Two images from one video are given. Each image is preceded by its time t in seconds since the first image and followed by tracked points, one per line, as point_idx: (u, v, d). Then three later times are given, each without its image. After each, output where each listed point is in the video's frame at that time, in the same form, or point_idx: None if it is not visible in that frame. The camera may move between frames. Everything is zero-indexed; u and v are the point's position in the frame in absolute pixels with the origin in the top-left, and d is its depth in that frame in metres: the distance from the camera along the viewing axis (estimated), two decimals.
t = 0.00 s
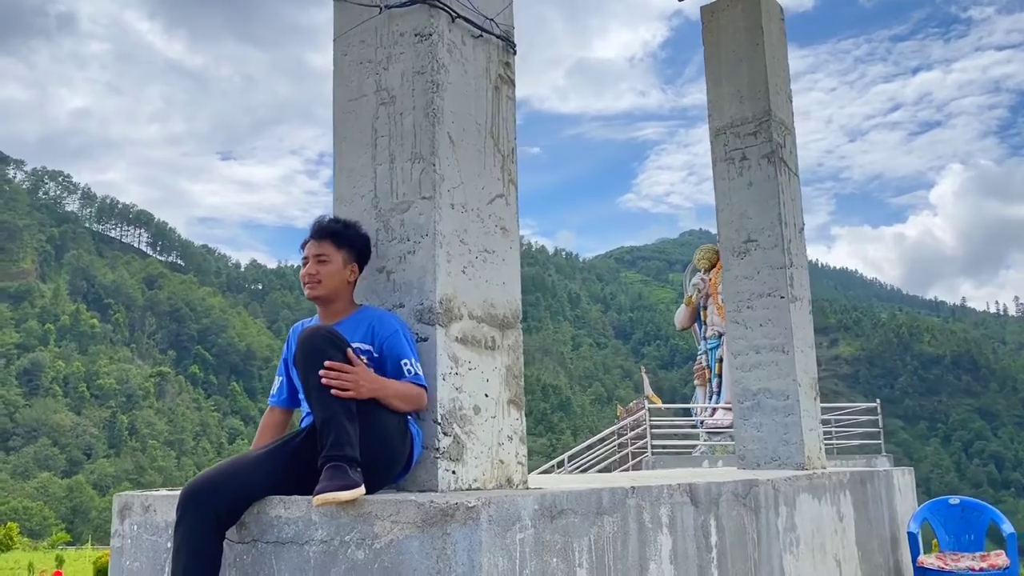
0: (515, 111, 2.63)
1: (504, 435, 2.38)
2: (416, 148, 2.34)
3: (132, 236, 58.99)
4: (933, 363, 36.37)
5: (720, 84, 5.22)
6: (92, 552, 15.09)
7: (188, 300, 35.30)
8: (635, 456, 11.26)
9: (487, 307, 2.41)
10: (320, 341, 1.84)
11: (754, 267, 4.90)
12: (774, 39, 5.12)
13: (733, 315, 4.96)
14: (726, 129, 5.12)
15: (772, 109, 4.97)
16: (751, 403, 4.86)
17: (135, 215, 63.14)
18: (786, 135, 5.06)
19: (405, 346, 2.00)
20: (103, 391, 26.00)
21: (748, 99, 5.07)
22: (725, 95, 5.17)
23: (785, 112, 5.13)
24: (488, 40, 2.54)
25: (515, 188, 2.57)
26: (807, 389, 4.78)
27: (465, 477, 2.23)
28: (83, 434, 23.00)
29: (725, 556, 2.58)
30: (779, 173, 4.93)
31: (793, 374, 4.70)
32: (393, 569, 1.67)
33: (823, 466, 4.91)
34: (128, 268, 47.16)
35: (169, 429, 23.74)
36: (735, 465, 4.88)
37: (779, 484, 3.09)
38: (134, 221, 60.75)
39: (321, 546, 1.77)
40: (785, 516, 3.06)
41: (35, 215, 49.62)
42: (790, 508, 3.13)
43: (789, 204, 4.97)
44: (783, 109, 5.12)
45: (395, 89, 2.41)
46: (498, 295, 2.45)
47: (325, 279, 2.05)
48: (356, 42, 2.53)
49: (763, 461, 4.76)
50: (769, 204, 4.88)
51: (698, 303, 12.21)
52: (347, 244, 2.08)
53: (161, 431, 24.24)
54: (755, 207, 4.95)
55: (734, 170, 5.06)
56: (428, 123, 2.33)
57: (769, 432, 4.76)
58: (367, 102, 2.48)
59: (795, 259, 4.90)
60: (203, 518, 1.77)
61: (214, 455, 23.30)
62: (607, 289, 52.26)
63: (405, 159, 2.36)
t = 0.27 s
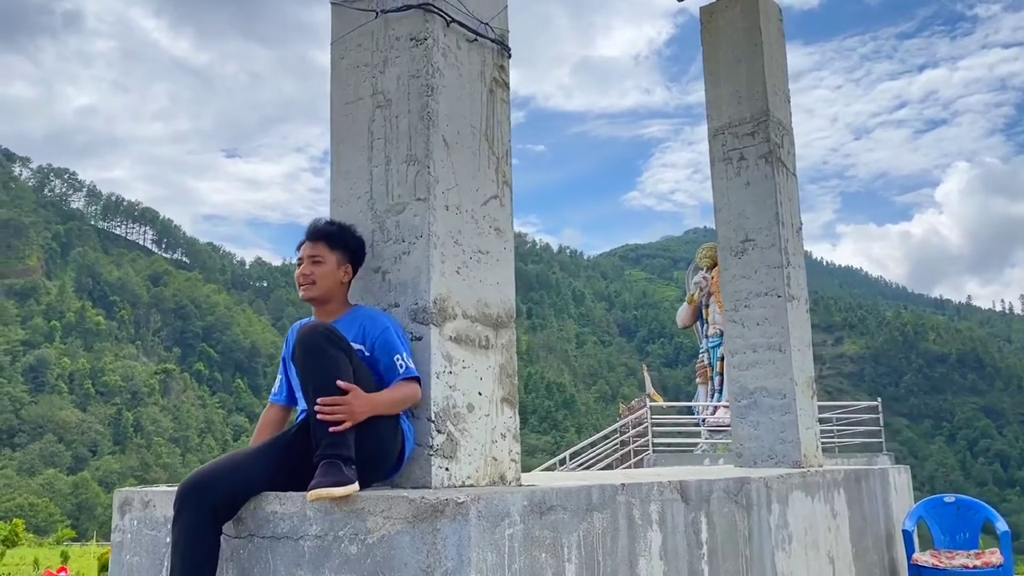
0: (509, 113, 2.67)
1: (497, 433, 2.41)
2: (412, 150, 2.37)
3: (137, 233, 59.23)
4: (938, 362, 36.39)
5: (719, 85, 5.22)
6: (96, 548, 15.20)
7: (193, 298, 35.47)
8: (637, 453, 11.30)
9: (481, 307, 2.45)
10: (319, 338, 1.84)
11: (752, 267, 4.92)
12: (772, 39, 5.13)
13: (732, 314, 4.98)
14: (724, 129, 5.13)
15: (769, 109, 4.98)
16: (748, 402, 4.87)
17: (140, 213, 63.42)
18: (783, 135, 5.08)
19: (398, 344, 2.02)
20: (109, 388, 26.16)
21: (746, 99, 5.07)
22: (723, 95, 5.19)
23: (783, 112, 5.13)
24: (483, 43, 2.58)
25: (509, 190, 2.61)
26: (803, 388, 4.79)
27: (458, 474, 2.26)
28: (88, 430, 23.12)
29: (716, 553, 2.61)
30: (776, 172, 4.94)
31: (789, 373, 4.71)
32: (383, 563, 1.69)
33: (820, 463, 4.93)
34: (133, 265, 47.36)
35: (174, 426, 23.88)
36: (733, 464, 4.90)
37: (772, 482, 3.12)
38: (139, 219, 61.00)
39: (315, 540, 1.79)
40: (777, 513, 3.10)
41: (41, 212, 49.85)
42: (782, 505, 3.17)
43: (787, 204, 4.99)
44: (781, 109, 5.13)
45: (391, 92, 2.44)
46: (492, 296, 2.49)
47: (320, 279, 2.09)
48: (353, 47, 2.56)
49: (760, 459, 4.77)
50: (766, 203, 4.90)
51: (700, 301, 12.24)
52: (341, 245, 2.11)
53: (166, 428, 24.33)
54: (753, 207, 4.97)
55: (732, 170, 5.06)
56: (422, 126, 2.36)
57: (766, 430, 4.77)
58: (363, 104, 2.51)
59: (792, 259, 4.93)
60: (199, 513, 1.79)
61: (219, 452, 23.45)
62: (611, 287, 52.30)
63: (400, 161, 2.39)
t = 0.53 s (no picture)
0: (505, 118, 2.69)
1: (494, 433, 2.44)
2: (407, 156, 2.39)
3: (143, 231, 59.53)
4: (945, 360, 36.34)
5: (718, 87, 5.12)
6: (102, 545, 15.30)
7: (199, 296, 35.64)
8: (639, 451, 11.34)
9: (477, 308, 2.47)
10: (324, 340, 1.84)
11: (751, 267, 4.82)
12: (771, 41, 5.03)
13: (730, 314, 4.87)
14: (723, 131, 5.02)
15: (769, 111, 4.88)
16: (746, 401, 4.76)
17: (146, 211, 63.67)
18: (782, 137, 4.97)
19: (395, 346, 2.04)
20: (115, 385, 26.31)
21: (744, 100, 4.97)
22: (723, 97, 5.08)
23: (783, 113, 5.03)
24: (479, 50, 2.61)
25: (506, 194, 2.63)
26: (802, 388, 4.69)
27: (454, 473, 2.28)
28: (95, 427, 23.25)
29: (709, 551, 2.65)
30: (775, 174, 4.84)
31: (788, 373, 4.61)
32: (379, 560, 1.73)
33: (818, 462, 4.87)
34: (139, 263, 47.57)
35: (180, 424, 24.01)
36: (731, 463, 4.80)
37: (767, 481, 3.16)
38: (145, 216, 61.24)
39: (313, 538, 1.82)
40: (770, 512, 3.14)
41: (48, 210, 50.10)
42: (776, 504, 3.21)
43: (786, 205, 4.89)
44: (780, 111, 5.03)
45: (388, 97, 2.46)
46: (489, 297, 2.51)
47: (317, 282, 2.12)
48: (351, 53, 2.57)
49: (757, 457, 4.66)
50: (765, 204, 4.80)
51: (703, 300, 12.26)
52: (336, 250, 2.15)
53: (172, 425, 24.47)
54: (752, 208, 4.86)
55: (731, 172, 4.95)
56: (419, 131, 2.38)
57: (765, 429, 4.67)
58: (360, 110, 2.52)
59: (792, 260, 4.82)
60: (196, 512, 1.83)
61: (226, 449, 23.60)
62: (616, 285, 52.33)
63: (396, 166, 2.41)
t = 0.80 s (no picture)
0: (504, 123, 2.71)
1: (492, 433, 2.46)
2: (406, 160, 2.40)
3: (149, 228, 59.73)
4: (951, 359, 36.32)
5: (718, 86, 4.83)
6: (108, 541, 15.38)
7: (205, 293, 35.76)
8: (642, 450, 11.34)
9: (477, 309, 2.49)
10: (326, 342, 1.86)
11: (751, 267, 4.55)
12: (772, 40, 4.75)
13: (729, 315, 4.60)
14: (722, 131, 4.74)
15: (770, 112, 4.60)
16: (745, 401, 4.52)
17: (152, 209, 63.88)
18: (783, 138, 4.70)
19: (394, 348, 2.07)
20: (121, 382, 26.43)
21: (744, 100, 4.70)
22: (722, 97, 4.79)
23: (784, 115, 4.75)
24: (478, 56, 2.64)
25: (505, 197, 2.65)
26: (803, 389, 4.43)
27: (452, 472, 2.30)
28: (101, 424, 23.35)
29: (704, 549, 2.69)
30: (776, 175, 4.56)
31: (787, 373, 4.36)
32: (377, 556, 1.77)
33: (816, 462, 4.62)
34: (146, 260, 47.73)
35: (186, 421, 24.11)
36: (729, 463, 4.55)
37: (763, 481, 3.19)
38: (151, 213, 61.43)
39: (313, 535, 1.86)
40: (767, 511, 3.17)
41: (55, 208, 50.29)
42: (773, 503, 3.24)
43: (787, 206, 4.62)
44: (782, 112, 4.75)
45: (388, 102, 2.48)
46: (488, 298, 2.53)
47: (317, 287, 2.17)
48: (352, 58, 2.60)
49: (758, 457, 4.42)
50: (763, 205, 4.52)
51: (707, 299, 12.25)
52: (334, 254, 2.19)
53: (178, 422, 24.58)
54: (752, 208, 4.59)
55: (731, 173, 4.67)
56: (418, 135, 2.39)
57: (764, 429, 4.42)
58: (361, 114, 2.54)
59: (792, 261, 4.55)
60: (199, 510, 1.87)
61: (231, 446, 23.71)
62: (622, 283, 52.37)
63: (395, 169, 2.42)
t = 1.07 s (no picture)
0: (507, 125, 2.75)
1: (493, 430, 2.50)
2: (410, 162, 2.44)
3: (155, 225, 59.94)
4: (957, 357, 36.25)
5: (720, 86, 4.84)
6: (115, 538, 15.49)
7: (211, 290, 35.89)
8: (647, 448, 11.37)
9: (479, 308, 2.53)
10: (324, 345, 1.86)
11: (753, 265, 4.57)
12: (774, 41, 4.77)
13: (731, 313, 4.63)
14: (725, 132, 4.76)
15: (772, 112, 4.62)
16: (747, 398, 4.55)
17: (159, 206, 64.09)
18: (785, 138, 4.72)
19: (396, 346, 2.09)
20: (128, 379, 26.56)
21: (747, 101, 4.71)
22: (724, 97, 4.81)
23: (786, 115, 4.78)
24: (481, 59, 2.68)
25: (507, 198, 2.69)
26: (805, 386, 4.46)
27: (455, 468, 2.35)
28: (108, 421, 23.46)
29: (702, 545, 2.74)
30: (778, 175, 4.59)
31: (788, 370, 4.39)
32: (382, 551, 1.80)
33: (819, 460, 4.64)
34: (153, 257, 47.92)
35: (192, 418, 24.24)
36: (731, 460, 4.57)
37: (762, 477, 3.23)
38: (158, 211, 61.64)
39: (318, 529, 1.90)
40: (766, 507, 3.22)
41: (62, 205, 50.51)
42: (772, 500, 3.28)
43: (789, 205, 4.64)
44: (784, 113, 4.77)
45: (392, 105, 2.52)
46: (489, 297, 2.57)
47: (319, 288, 2.21)
48: (357, 62, 2.65)
49: (758, 454, 4.45)
50: (765, 204, 4.54)
51: (710, 297, 12.28)
52: (340, 256, 2.23)
53: (185, 419, 24.69)
54: (754, 208, 4.61)
55: (733, 173, 4.70)
56: (421, 137, 2.43)
57: (765, 426, 4.44)
58: (365, 118, 2.59)
59: (794, 260, 4.57)
60: (205, 507, 1.91)
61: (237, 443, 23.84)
62: (627, 281, 52.40)
63: (397, 171, 2.46)
